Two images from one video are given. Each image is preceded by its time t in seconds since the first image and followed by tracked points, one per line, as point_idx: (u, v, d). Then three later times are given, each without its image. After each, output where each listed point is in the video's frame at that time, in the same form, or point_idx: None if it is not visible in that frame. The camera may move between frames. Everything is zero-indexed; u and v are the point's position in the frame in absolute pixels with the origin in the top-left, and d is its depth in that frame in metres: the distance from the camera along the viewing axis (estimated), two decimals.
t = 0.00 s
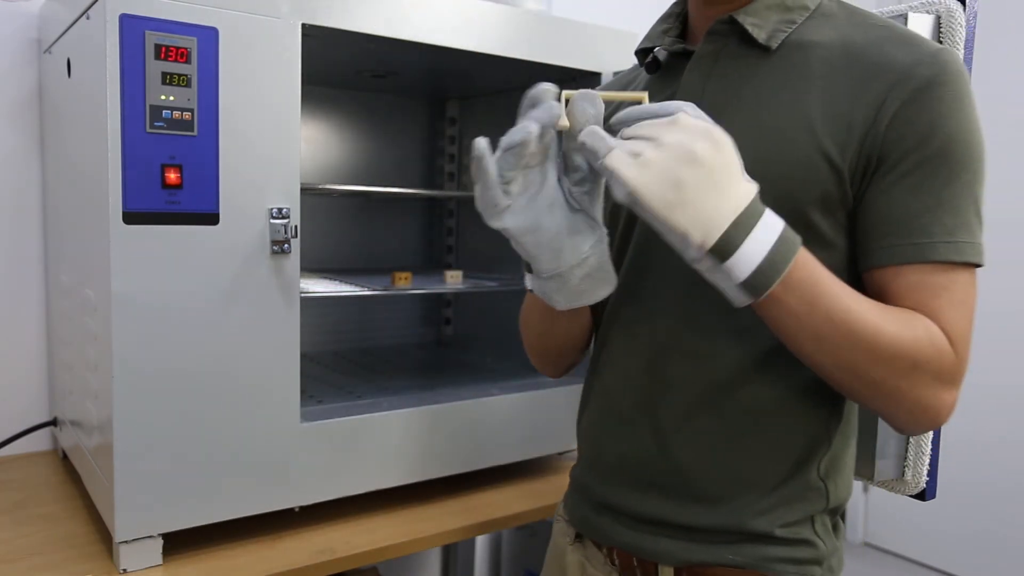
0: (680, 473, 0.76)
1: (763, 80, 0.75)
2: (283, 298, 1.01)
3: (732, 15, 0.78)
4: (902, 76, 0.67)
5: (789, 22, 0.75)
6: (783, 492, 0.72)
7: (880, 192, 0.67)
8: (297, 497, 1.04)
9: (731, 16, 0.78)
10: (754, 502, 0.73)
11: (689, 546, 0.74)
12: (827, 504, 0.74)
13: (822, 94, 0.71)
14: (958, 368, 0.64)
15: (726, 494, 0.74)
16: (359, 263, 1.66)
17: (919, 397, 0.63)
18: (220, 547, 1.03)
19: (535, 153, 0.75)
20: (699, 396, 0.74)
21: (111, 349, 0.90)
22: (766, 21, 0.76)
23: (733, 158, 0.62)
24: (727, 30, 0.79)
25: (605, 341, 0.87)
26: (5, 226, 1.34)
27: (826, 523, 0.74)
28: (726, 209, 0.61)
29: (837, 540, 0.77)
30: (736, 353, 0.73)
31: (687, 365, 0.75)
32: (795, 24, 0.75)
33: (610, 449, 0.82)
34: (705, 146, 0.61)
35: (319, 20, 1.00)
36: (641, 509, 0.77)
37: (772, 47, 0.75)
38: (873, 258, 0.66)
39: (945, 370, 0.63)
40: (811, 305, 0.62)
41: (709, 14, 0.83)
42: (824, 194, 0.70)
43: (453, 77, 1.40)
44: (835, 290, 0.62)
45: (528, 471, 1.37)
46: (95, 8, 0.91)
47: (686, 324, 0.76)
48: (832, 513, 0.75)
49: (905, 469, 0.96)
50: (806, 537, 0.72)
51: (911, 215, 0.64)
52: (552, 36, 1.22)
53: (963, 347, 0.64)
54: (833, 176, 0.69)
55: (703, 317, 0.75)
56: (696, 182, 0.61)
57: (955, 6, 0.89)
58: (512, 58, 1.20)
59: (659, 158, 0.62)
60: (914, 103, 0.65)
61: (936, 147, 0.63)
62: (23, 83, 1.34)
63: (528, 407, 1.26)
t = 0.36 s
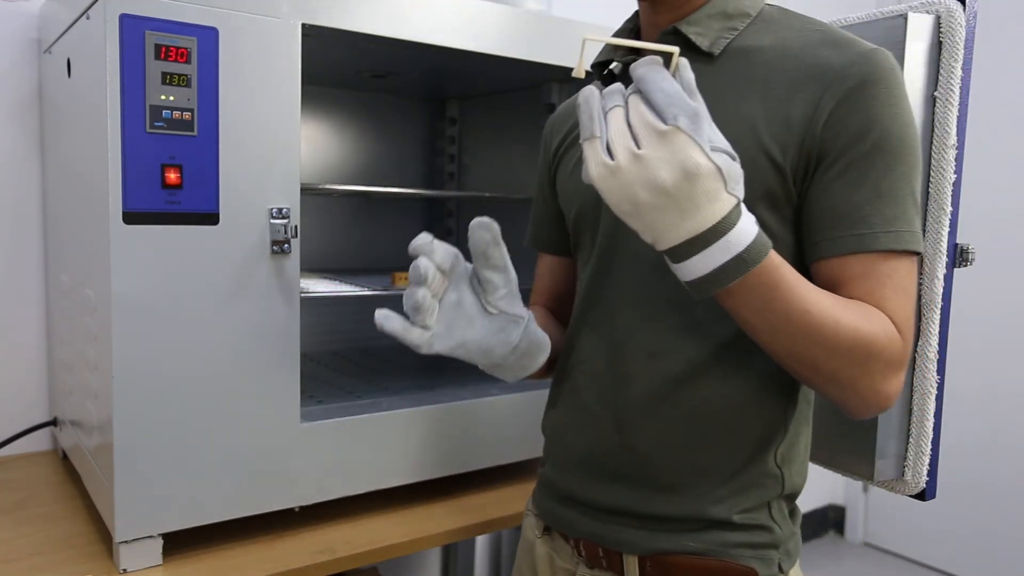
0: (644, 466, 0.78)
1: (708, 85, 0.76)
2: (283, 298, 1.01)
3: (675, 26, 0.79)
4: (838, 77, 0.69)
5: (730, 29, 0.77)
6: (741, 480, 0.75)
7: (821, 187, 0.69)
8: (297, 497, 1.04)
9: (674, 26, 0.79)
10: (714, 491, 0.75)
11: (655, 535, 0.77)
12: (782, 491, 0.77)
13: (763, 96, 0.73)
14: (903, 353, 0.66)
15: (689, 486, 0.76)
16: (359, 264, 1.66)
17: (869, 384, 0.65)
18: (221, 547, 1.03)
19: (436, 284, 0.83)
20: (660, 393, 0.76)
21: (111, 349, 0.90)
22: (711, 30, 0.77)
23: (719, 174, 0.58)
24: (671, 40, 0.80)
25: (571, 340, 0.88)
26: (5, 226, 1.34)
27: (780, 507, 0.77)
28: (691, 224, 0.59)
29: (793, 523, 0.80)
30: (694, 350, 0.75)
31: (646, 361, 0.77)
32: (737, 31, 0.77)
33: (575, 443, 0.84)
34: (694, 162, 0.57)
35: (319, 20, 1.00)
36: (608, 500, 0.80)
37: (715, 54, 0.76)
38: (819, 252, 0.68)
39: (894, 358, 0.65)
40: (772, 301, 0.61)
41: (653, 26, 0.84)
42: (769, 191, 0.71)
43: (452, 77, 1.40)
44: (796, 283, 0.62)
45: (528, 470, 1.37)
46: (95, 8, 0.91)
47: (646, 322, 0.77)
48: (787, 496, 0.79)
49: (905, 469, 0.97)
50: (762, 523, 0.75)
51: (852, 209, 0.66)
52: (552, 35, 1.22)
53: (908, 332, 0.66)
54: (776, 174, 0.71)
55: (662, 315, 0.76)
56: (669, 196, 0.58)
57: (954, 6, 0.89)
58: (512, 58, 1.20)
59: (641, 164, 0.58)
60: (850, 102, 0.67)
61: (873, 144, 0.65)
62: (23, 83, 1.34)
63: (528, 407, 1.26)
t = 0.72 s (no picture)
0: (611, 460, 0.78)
1: (654, 90, 0.78)
2: (283, 298, 1.01)
3: (619, 35, 0.82)
4: (770, 73, 0.70)
5: (673, 34, 0.80)
6: (709, 471, 0.76)
7: (765, 182, 0.69)
8: (297, 497, 1.04)
9: (620, 36, 0.82)
10: (679, 483, 0.76)
11: (624, 527, 0.77)
12: (751, 481, 0.77)
13: (704, 97, 0.74)
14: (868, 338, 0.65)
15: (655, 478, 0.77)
16: (359, 264, 1.66)
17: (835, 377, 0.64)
18: (221, 547, 1.03)
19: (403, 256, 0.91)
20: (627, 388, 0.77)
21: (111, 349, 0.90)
22: (654, 36, 0.80)
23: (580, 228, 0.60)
24: (623, 49, 0.83)
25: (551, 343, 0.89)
26: (6, 226, 1.34)
27: (751, 498, 0.78)
28: (586, 281, 0.60)
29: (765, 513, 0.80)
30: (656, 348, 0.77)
31: (613, 358, 0.79)
32: (680, 35, 0.80)
33: (550, 440, 0.84)
34: (546, 232, 0.60)
35: (319, 20, 1.00)
36: (578, 494, 0.80)
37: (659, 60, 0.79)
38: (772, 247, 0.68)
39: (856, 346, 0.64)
40: (708, 317, 0.62)
41: (602, 39, 0.88)
42: (714, 189, 0.73)
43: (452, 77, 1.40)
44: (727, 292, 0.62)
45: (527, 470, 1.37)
46: (95, 8, 0.91)
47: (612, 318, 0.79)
48: (759, 487, 0.79)
49: (905, 469, 0.97)
50: (731, 512, 0.76)
51: (794, 199, 0.65)
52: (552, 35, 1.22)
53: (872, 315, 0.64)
54: (719, 174, 0.72)
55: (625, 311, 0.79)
56: (547, 270, 0.60)
57: (955, 5, 0.89)
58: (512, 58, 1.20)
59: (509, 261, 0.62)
60: (783, 95, 0.68)
61: (807, 133, 0.65)
62: (23, 83, 1.34)
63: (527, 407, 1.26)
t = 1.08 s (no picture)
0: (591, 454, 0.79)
1: (600, 96, 0.80)
2: (283, 298, 1.01)
3: (571, 47, 0.84)
4: (701, 69, 0.70)
5: (621, 38, 0.80)
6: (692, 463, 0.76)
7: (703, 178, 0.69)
8: (296, 497, 1.04)
9: (571, 46, 0.84)
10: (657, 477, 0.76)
11: (606, 521, 0.78)
12: (731, 475, 0.77)
13: (643, 99, 0.75)
14: (807, 329, 0.63)
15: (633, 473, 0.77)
16: (359, 264, 1.66)
17: (763, 378, 0.64)
18: (220, 547, 1.03)
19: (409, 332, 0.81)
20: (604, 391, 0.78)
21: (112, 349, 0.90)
22: (604, 43, 0.81)
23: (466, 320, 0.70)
24: (577, 59, 0.84)
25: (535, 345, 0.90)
26: (6, 226, 1.34)
27: (734, 492, 0.78)
28: (494, 356, 0.70)
29: (752, 507, 0.80)
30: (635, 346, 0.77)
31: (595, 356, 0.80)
32: (628, 38, 0.80)
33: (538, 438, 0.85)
34: (443, 336, 0.71)
35: (319, 19, 1.00)
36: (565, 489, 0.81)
37: (608, 65, 0.80)
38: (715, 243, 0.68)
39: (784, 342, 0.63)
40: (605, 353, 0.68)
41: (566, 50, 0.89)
42: (657, 190, 0.73)
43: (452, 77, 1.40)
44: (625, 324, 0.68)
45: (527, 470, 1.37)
46: (96, 8, 0.91)
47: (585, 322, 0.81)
48: (742, 480, 0.79)
49: (905, 469, 0.96)
50: (713, 506, 0.76)
51: (727, 194, 0.66)
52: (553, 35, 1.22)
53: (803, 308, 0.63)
54: (659, 175, 0.72)
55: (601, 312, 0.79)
56: (461, 363, 0.71)
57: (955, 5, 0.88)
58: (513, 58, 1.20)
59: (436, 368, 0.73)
60: (712, 90, 0.68)
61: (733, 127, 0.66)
62: (23, 83, 1.34)
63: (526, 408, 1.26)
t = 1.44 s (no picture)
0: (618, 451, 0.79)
1: (574, 98, 0.80)
2: (283, 298, 1.01)
3: (542, 54, 0.83)
4: (676, 59, 0.71)
5: (591, 40, 0.80)
6: (715, 457, 0.77)
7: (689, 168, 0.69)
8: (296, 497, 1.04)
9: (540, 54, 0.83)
10: (685, 471, 0.77)
11: (633, 517, 0.78)
12: (755, 463, 0.78)
13: (621, 96, 0.75)
14: (803, 304, 0.64)
15: (661, 467, 0.78)
16: (359, 264, 1.66)
17: (769, 364, 0.65)
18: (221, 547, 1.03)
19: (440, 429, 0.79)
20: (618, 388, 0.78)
21: (112, 350, 0.90)
22: (574, 47, 0.80)
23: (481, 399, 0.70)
24: (548, 65, 0.84)
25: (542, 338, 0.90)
26: (6, 225, 1.34)
27: (760, 482, 0.79)
28: (518, 419, 0.70)
29: (779, 496, 0.81)
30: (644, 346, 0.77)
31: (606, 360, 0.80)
32: (599, 39, 0.80)
33: (559, 442, 0.85)
34: (465, 419, 0.71)
35: (319, 19, 1.00)
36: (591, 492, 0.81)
37: (580, 68, 0.80)
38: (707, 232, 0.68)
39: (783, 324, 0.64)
40: (616, 381, 0.68)
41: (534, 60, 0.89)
42: (650, 185, 0.73)
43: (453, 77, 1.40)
44: (624, 350, 0.69)
45: (527, 470, 1.37)
46: (96, 8, 0.91)
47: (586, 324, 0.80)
48: (767, 469, 0.80)
49: (905, 469, 0.96)
50: (739, 499, 0.77)
51: (718, 181, 0.66)
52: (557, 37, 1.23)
53: (790, 289, 0.64)
54: (645, 169, 0.73)
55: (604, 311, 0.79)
56: (491, 437, 0.71)
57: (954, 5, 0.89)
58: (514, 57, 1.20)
59: (472, 448, 0.73)
60: (690, 79, 0.69)
61: (715, 113, 0.66)
62: (23, 83, 1.34)
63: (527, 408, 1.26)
